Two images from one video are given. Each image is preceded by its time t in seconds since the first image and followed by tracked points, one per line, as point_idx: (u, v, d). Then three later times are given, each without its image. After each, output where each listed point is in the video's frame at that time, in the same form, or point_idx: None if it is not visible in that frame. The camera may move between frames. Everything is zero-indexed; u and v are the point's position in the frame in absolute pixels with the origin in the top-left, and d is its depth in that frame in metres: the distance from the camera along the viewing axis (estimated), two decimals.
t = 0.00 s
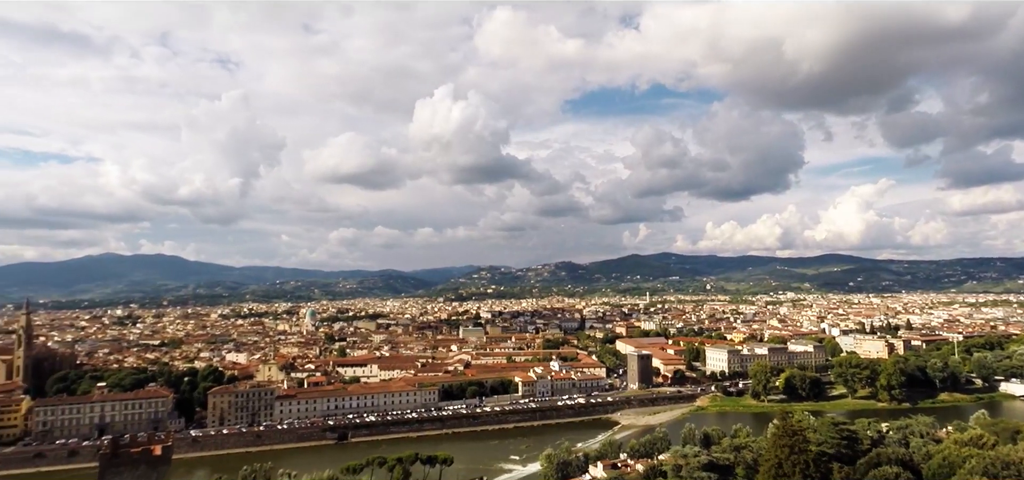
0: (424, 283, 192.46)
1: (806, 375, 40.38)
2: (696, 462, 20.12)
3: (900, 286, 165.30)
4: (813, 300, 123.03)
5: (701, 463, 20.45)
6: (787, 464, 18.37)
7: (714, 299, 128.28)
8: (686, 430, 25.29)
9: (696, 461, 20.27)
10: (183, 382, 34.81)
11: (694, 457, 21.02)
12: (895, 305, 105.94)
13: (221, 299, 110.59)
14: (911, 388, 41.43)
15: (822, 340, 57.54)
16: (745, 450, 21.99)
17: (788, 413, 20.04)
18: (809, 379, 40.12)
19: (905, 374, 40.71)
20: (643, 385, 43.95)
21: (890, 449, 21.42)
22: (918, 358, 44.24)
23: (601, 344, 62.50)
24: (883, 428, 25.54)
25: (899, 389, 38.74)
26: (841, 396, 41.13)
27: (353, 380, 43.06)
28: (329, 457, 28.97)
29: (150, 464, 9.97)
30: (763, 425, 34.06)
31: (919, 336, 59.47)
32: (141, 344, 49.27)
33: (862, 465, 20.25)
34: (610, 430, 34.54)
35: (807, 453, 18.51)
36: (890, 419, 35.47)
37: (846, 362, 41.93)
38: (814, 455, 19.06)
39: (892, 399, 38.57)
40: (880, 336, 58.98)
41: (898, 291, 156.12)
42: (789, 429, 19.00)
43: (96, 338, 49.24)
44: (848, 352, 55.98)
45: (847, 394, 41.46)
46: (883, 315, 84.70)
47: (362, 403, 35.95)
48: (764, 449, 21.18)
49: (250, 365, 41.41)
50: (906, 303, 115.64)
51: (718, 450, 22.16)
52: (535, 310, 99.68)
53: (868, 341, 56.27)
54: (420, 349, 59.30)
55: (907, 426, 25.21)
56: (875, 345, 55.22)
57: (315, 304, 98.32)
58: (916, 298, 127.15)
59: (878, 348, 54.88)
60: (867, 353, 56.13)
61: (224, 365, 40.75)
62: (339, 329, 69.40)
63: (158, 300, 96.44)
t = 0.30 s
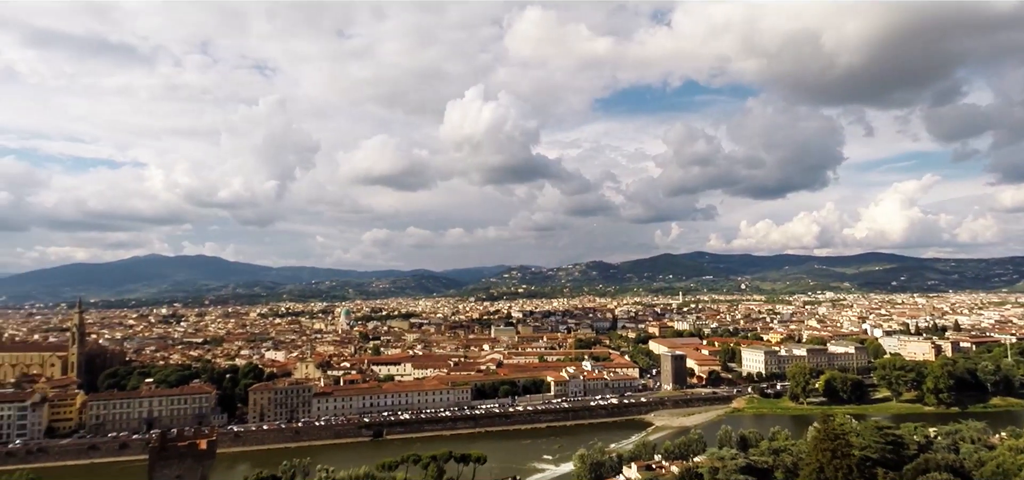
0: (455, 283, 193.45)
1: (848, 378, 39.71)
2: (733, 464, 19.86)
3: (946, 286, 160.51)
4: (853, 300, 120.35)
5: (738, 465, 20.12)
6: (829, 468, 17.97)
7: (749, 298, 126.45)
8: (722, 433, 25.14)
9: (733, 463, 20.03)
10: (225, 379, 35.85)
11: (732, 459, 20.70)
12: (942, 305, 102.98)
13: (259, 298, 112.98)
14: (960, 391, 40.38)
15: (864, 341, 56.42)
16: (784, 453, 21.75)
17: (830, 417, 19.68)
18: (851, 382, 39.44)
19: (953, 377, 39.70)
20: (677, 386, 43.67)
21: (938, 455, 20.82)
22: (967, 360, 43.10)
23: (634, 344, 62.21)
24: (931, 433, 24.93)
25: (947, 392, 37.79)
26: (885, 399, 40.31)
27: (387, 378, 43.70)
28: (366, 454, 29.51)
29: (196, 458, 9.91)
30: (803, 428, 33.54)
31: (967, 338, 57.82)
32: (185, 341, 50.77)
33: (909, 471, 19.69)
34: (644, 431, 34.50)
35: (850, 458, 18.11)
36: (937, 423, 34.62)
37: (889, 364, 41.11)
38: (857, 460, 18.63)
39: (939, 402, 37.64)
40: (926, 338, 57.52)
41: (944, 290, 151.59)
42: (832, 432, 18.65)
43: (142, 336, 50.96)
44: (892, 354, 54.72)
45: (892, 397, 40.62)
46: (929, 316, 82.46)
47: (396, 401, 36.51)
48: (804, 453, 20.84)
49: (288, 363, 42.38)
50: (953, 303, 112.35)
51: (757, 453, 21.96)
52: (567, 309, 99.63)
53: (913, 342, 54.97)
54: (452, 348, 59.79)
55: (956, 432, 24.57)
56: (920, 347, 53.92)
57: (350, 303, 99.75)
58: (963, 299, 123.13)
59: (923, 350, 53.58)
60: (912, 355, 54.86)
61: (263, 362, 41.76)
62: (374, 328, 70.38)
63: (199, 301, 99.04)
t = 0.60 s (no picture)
0: (486, 282, 193.92)
1: (890, 380, 38.81)
2: (771, 468, 19.63)
3: (994, 285, 155.38)
4: (894, 299, 117.36)
5: (776, 469, 19.90)
6: (873, 474, 17.61)
7: (785, 298, 124.26)
8: (759, 435, 24.83)
9: (770, 467, 19.83)
10: (263, 376, 36.60)
11: (770, 463, 20.40)
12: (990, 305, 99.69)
13: (293, 298, 114.94)
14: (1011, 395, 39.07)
15: (906, 342, 54.99)
16: (824, 457, 21.39)
17: (873, 421, 19.25)
18: (893, 384, 38.59)
19: (1002, 380, 38.44)
20: (711, 387, 43.19)
21: (988, 461, 20.14)
22: (1018, 363, 41.66)
23: (666, 345, 61.69)
24: (979, 438, 24.16)
25: (996, 396, 36.59)
26: (930, 403, 39.25)
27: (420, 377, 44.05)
28: (399, 452, 29.84)
29: (236, 454, 10.12)
30: (844, 431, 32.85)
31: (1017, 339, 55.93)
32: (224, 340, 51.93)
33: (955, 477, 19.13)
34: (677, 432, 34.22)
35: (893, 463, 17.72)
36: (985, 428, 33.59)
37: (936, 367, 40.09)
38: (901, 465, 18.21)
39: (988, 407, 36.49)
40: (973, 339, 55.82)
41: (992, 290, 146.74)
42: (874, 436, 18.25)
43: (183, 335, 52.35)
44: (937, 356, 53.22)
45: (937, 400, 39.54)
46: (975, 316, 79.94)
47: (429, 400, 36.79)
48: (845, 457, 20.46)
49: (323, 361, 43.03)
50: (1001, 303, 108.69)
51: (795, 456, 21.62)
52: (598, 309, 99.21)
53: (959, 344, 53.39)
54: (484, 347, 60.01)
55: (1007, 437, 23.76)
56: (967, 349, 52.35)
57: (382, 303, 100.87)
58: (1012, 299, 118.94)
59: (971, 352, 52.00)
60: (958, 356, 53.28)
61: (299, 360, 42.48)
62: (406, 328, 71.05)
63: (237, 302, 101.27)
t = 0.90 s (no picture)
0: (516, 282, 193.84)
1: (932, 383, 37.61)
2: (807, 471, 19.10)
3: None
4: (937, 299, 113.84)
5: (813, 473, 19.36)
6: None
7: (821, 298, 121.60)
8: (794, 438, 24.23)
9: (806, 470, 19.32)
10: (297, 374, 37.07)
11: (806, 466, 19.83)
12: None
13: (326, 297, 116.41)
14: None
15: (949, 344, 53.29)
16: (863, 461, 20.73)
17: (915, 424, 18.55)
18: (936, 387, 37.34)
19: None
20: (744, 388, 42.40)
21: None
22: None
23: (698, 345, 60.82)
24: None
25: None
26: (975, 407, 37.94)
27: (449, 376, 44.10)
28: (430, 451, 29.85)
29: (272, 450, 10.30)
30: (884, 434, 31.94)
31: None
32: (259, 338, 52.77)
33: None
34: (710, 434, 33.64)
35: (937, 469, 17.07)
36: None
37: (981, 369, 38.72)
38: (944, 471, 17.53)
39: None
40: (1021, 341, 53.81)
41: None
42: (917, 441, 17.59)
43: (220, 333, 53.37)
44: (983, 358, 51.43)
45: (982, 404, 38.20)
46: None
47: (459, 399, 36.74)
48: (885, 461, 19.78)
49: (354, 360, 43.38)
50: None
51: (833, 460, 21.00)
52: (629, 308, 98.44)
53: (1007, 345, 51.50)
54: (514, 347, 59.87)
55: None
56: (1015, 351, 50.47)
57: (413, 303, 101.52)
58: None
59: (1019, 354, 50.10)
60: (1006, 358, 51.42)
61: (331, 359, 42.87)
62: (437, 327, 71.38)
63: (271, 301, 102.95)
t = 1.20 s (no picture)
0: (544, 282, 193.67)
1: (974, 386, 36.53)
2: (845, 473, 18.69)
3: None
4: (980, 299, 110.57)
5: (852, 475, 18.92)
6: None
7: (857, 297, 119.04)
8: (830, 441, 23.78)
9: (844, 473, 18.92)
10: (329, 373, 37.56)
11: (844, 469, 19.39)
12: None
13: (356, 297, 117.72)
14: None
15: (992, 345, 51.72)
16: (903, 465, 20.23)
17: (958, 428, 18.01)
18: (979, 390, 36.28)
19: None
20: (777, 389, 41.71)
21: None
22: None
23: (728, 345, 60.03)
24: None
25: None
26: (1019, 411, 36.75)
27: (478, 376, 44.18)
28: (459, 449, 29.95)
29: (307, 447, 10.45)
30: (924, 438, 31.14)
31: None
32: (292, 337, 53.57)
33: None
34: (743, 436, 33.15)
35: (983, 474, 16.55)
36: None
37: None
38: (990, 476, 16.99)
39: None
40: None
41: None
42: (960, 445, 17.10)
43: (255, 332, 54.33)
44: None
45: None
46: None
47: (487, 398, 36.75)
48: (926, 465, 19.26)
49: (384, 359, 43.78)
50: None
51: (871, 464, 20.56)
52: (658, 308, 97.76)
53: None
54: (542, 347, 59.78)
55: None
56: None
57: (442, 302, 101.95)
58: None
59: None
60: None
61: (362, 358, 43.35)
62: (465, 326, 71.74)
63: (303, 300, 104.53)
